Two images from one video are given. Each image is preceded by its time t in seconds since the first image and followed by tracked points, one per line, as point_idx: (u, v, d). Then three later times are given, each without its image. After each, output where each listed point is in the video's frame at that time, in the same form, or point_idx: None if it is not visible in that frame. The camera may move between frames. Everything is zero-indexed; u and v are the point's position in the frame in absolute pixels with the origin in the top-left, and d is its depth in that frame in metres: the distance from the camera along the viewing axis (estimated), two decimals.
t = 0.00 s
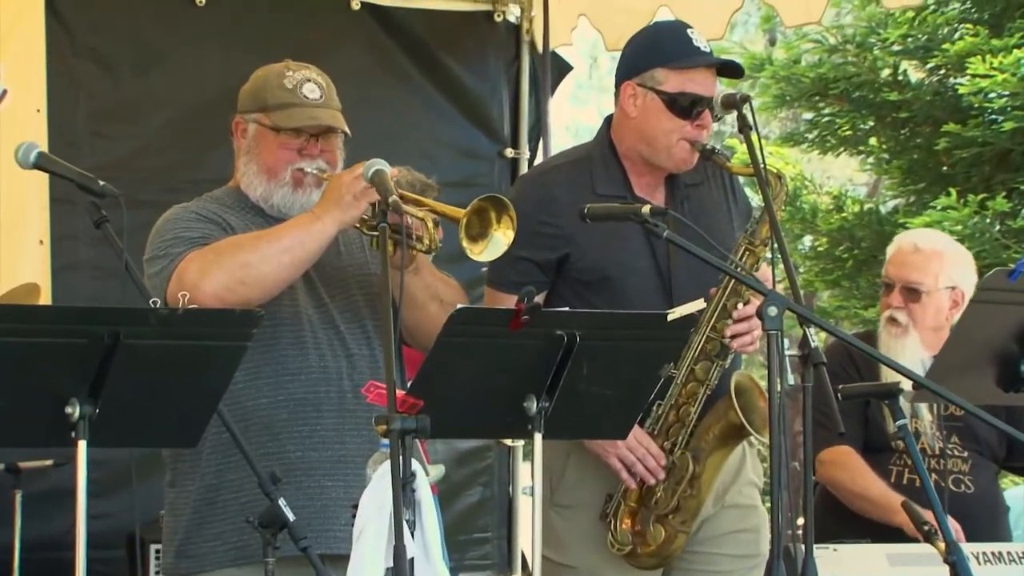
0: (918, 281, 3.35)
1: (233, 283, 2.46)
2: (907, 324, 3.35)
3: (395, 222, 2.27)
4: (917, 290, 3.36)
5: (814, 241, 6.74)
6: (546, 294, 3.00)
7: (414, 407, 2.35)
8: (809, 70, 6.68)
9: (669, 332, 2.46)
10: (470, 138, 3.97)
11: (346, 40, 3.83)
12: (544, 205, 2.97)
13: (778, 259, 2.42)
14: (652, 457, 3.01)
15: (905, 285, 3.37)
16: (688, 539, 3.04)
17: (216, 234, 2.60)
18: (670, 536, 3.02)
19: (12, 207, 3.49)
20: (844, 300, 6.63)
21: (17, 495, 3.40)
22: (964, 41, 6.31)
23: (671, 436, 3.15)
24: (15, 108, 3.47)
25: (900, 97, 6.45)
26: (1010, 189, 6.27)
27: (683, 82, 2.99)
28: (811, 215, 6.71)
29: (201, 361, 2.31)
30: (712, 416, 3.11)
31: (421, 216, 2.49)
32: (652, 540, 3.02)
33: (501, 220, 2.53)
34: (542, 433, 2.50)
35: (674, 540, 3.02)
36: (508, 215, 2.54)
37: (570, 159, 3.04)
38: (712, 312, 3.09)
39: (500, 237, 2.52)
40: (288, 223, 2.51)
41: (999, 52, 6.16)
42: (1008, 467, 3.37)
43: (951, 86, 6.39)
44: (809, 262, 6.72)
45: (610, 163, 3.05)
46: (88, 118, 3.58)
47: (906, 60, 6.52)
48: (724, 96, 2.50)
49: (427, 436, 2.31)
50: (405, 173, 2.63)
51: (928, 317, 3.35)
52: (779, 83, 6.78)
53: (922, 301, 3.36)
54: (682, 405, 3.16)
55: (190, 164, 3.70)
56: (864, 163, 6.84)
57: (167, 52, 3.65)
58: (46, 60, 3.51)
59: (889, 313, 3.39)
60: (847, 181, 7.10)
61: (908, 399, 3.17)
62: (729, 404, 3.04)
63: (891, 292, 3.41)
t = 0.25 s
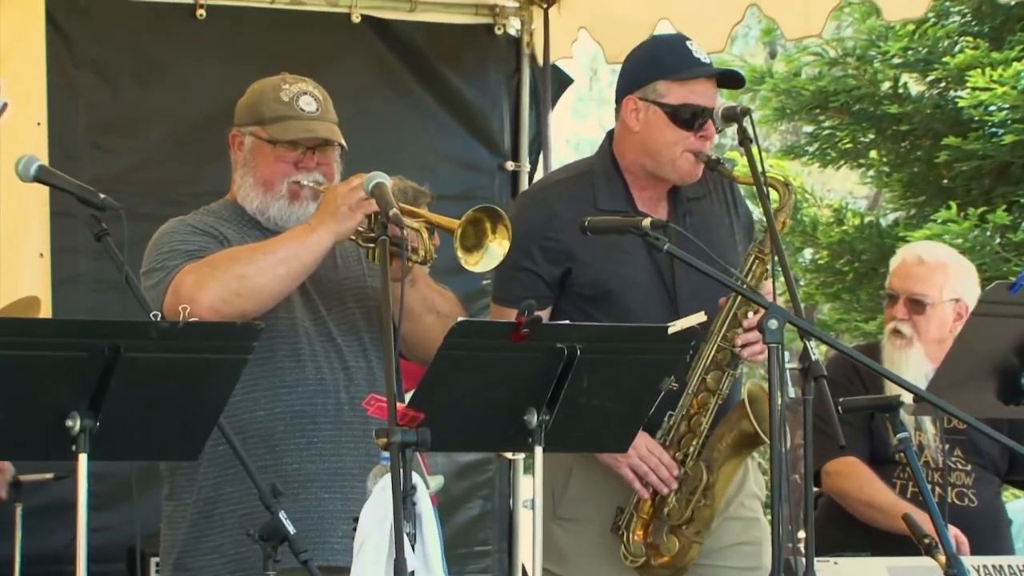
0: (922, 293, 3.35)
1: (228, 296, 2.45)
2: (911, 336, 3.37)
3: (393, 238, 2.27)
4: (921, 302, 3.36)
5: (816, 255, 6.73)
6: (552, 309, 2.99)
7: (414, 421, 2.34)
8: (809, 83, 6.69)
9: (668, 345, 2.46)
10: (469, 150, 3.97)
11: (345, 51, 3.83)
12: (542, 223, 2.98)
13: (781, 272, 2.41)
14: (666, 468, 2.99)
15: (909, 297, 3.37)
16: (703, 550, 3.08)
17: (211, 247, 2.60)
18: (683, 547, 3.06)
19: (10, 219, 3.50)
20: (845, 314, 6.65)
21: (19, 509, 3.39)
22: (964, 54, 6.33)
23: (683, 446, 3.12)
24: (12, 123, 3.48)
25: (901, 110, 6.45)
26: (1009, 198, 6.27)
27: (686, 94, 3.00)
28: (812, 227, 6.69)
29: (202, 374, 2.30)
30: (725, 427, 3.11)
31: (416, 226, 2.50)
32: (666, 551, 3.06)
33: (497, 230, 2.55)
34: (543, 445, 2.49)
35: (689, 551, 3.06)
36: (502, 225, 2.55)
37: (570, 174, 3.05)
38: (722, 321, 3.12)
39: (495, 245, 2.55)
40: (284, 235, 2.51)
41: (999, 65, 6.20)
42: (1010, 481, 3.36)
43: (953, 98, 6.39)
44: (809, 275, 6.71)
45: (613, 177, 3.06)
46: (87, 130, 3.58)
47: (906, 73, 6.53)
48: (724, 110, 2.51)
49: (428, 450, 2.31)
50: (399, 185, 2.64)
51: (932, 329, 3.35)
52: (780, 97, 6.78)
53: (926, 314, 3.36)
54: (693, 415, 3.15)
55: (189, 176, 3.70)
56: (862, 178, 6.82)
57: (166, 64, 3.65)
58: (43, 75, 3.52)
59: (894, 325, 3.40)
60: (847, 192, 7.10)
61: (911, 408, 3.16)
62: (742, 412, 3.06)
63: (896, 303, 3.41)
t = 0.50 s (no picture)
0: (933, 303, 3.31)
1: (223, 304, 2.42)
2: (920, 346, 3.33)
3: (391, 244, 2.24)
4: (932, 312, 3.32)
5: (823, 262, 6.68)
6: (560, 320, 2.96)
7: (413, 430, 2.31)
8: (815, 88, 6.65)
9: (671, 355, 2.42)
10: (467, 155, 3.93)
11: (344, 56, 3.80)
12: (551, 233, 2.94)
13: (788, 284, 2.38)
14: (678, 474, 2.94)
15: (919, 307, 3.34)
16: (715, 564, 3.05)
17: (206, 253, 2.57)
18: (695, 561, 3.04)
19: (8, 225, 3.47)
20: (852, 321, 6.59)
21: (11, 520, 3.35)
22: (972, 58, 6.26)
23: (694, 459, 3.06)
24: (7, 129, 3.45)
25: (908, 115, 6.40)
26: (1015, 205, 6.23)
27: (696, 100, 2.97)
28: (817, 234, 6.65)
29: (197, 383, 2.26)
30: (737, 439, 3.05)
31: (413, 234, 2.46)
32: (677, 564, 3.04)
33: (494, 238, 2.52)
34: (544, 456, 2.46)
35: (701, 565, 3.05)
36: (500, 232, 2.52)
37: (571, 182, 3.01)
38: (733, 332, 3.05)
39: (493, 253, 2.52)
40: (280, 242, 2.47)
41: (1006, 69, 6.14)
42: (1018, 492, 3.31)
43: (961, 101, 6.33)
44: (815, 283, 6.67)
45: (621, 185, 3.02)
46: (82, 137, 3.54)
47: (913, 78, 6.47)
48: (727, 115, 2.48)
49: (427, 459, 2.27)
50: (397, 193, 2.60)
51: (942, 339, 3.33)
52: (784, 102, 6.78)
53: (936, 324, 3.33)
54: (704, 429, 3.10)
55: (186, 182, 3.66)
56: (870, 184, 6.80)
57: (162, 70, 3.62)
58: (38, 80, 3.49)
59: (902, 334, 3.37)
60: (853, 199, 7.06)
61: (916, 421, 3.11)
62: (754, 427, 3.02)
63: (904, 313, 3.37)
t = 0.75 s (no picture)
0: (943, 309, 3.23)
1: (211, 312, 2.34)
2: (931, 354, 3.25)
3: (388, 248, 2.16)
4: (942, 319, 3.23)
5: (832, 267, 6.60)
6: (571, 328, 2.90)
7: (410, 441, 2.22)
8: (826, 88, 6.56)
9: (675, 363, 2.34)
10: (467, 157, 3.85)
11: (340, 57, 3.72)
12: (562, 238, 2.85)
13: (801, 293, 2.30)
14: (689, 492, 2.85)
15: (929, 314, 3.25)
16: None
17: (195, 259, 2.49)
18: None
19: None
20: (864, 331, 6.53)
21: None
22: (987, 57, 6.12)
23: (706, 477, 2.99)
24: None
25: (921, 117, 6.31)
26: None
27: (716, 104, 2.88)
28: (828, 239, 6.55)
29: (189, 393, 2.18)
30: (750, 457, 2.98)
31: (407, 238, 2.39)
32: None
33: (491, 242, 2.44)
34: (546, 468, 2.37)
35: None
36: (497, 236, 2.45)
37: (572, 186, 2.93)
38: (750, 348, 2.93)
39: (491, 257, 2.44)
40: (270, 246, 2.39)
41: None
42: None
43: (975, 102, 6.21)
44: (826, 289, 6.56)
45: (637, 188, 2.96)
46: (70, 139, 3.47)
47: (928, 76, 6.37)
48: (737, 115, 2.43)
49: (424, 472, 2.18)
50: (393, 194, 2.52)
51: (953, 347, 3.24)
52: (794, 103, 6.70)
53: (947, 331, 3.24)
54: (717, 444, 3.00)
55: (177, 186, 3.59)
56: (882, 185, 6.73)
57: (152, 71, 3.55)
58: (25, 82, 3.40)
59: (912, 343, 3.28)
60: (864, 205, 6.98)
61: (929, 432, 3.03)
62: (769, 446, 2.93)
63: (915, 321, 3.29)
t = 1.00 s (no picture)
0: (951, 313, 3.16)
1: (203, 318, 2.27)
2: (939, 359, 3.17)
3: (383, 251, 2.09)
4: (951, 323, 3.17)
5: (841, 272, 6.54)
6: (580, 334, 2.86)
7: (408, 450, 2.16)
8: (835, 86, 6.54)
9: (678, 369, 2.28)
10: (467, 158, 3.79)
11: (337, 56, 3.66)
12: (573, 241, 2.81)
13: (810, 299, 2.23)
14: (698, 506, 2.79)
15: (937, 317, 3.19)
16: None
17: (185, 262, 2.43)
18: None
19: None
20: (873, 336, 6.48)
21: None
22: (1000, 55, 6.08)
23: (715, 490, 2.92)
24: None
25: (932, 115, 6.26)
26: None
27: (733, 105, 2.81)
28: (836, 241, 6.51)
29: (184, 399, 2.11)
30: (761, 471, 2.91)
31: (404, 241, 2.33)
32: None
33: (489, 246, 2.38)
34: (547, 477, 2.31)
35: None
36: (495, 238, 2.39)
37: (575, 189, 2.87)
38: (763, 358, 2.87)
39: (490, 261, 2.38)
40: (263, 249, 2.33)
41: None
42: None
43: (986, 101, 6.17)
44: (835, 294, 6.52)
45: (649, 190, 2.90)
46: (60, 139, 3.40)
47: (939, 75, 6.32)
48: (746, 114, 2.38)
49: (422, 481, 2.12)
50: (394, 198, 2.46)
51: (961, 352, 3.18)
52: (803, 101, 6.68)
53: (955, 336, 3.17)
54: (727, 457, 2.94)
55: (169, 187, 3.53)
56: (892, 185, 6.68)
57: (144, 70, 3.49)
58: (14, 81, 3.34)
59: (919, 348, 3.21)
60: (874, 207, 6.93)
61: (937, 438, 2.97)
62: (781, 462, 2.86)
63: (921, 325, 3.22)
